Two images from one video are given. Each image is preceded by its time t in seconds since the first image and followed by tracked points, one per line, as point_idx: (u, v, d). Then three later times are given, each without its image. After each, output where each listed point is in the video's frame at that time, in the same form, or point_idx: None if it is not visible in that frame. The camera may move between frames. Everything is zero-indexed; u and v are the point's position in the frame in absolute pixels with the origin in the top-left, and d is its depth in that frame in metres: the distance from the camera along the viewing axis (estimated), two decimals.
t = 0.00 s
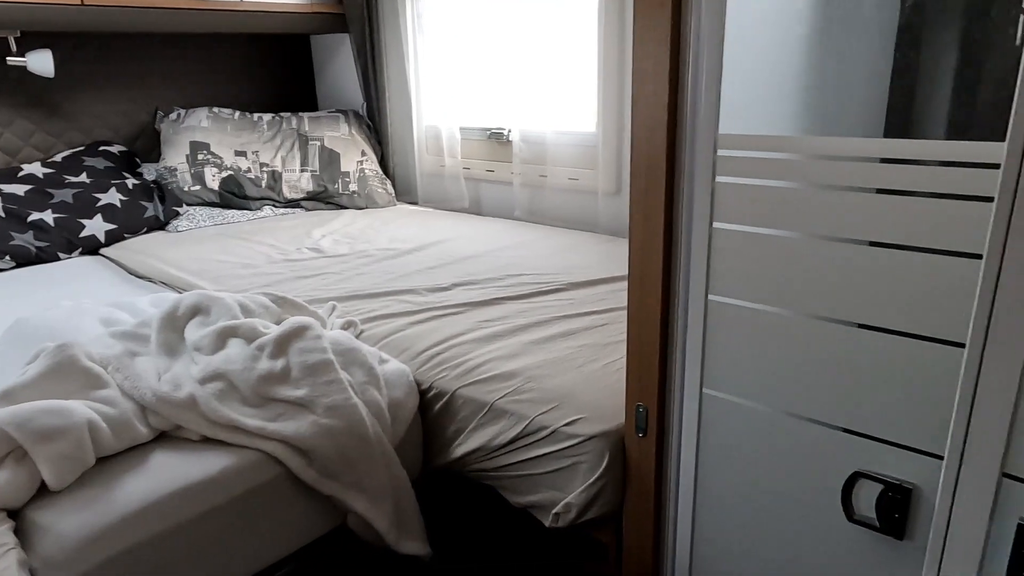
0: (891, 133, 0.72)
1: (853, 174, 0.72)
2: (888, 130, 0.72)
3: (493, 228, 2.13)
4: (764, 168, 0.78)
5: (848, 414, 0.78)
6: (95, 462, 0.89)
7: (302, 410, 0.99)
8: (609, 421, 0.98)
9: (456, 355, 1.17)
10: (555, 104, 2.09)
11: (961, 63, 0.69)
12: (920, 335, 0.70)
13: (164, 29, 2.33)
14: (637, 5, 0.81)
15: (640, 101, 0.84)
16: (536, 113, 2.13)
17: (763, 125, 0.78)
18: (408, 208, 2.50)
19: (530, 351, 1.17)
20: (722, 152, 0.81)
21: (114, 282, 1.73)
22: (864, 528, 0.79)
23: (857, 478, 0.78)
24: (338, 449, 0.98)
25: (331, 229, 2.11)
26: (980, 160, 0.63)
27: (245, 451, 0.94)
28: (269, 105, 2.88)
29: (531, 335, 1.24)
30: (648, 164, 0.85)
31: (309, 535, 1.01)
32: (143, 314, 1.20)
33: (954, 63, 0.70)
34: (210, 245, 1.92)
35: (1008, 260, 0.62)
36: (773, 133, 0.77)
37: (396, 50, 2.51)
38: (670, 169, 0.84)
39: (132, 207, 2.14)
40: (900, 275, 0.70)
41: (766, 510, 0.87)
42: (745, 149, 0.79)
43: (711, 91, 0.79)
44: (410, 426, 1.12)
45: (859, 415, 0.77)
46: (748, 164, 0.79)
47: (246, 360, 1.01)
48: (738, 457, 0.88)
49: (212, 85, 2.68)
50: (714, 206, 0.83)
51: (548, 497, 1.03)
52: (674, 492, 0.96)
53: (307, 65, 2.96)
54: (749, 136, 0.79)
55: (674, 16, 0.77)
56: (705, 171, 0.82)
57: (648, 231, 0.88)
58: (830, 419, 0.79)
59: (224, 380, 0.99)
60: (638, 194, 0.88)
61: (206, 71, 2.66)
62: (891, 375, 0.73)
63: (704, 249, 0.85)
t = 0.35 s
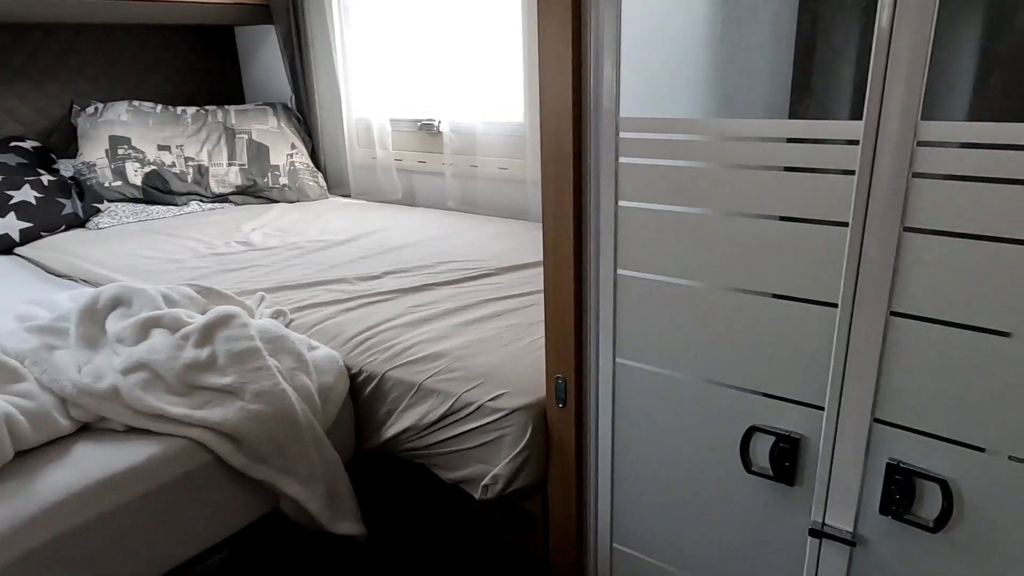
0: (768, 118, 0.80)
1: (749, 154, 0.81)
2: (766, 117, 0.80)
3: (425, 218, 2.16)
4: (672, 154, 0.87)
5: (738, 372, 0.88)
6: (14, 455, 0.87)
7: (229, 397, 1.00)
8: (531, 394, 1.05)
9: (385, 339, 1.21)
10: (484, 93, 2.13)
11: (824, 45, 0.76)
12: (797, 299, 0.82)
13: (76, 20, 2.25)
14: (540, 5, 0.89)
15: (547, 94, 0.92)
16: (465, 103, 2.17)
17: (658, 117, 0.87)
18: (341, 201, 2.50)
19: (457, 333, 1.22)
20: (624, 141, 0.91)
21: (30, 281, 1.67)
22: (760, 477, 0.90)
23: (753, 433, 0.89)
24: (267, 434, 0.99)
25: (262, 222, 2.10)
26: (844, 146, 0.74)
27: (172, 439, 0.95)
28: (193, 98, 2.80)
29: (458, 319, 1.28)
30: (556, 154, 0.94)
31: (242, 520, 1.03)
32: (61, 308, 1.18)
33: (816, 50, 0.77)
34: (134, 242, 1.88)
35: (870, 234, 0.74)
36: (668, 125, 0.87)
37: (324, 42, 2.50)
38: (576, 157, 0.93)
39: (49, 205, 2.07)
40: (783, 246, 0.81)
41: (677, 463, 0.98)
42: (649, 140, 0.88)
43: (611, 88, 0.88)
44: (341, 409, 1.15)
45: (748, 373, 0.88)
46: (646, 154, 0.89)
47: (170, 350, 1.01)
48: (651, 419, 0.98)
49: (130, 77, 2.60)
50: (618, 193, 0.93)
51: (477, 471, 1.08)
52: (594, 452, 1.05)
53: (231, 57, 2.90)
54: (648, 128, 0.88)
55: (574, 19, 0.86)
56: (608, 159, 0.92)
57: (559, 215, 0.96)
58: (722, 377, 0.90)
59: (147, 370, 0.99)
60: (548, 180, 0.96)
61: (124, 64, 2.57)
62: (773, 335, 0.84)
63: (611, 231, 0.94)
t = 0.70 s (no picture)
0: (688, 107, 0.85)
1: (672, 141, 0.86)
2: (686, 106, 0.86)
3: (370, 213, 2.17)
4: (602, 141, 0.92)
5: (667, 349, 0.95)
6: None
7: (170, 391, 0.99)
8: (474, 379, 1.10)
9: (329, 331, 1.24)
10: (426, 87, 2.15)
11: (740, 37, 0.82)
12: (718, 278, 0.88)
13: None
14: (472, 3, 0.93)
15: (481, 88, 0.96)
16: (408, 96, 2.18)
17: (587, 108, 0.92)
18: (284, 197, 2.47)
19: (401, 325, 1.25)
20: (555, 133, 0.95)
21: None
22: (693, 447, 0.96)
23: (685, 405, 0.95)
24: (212, 427, 0.99)
25: (202, 220, 2.06)
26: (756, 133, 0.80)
27: (112, 436, 0.94)
28: (126, 94, 2.72)
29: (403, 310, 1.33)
30: (491, 146, 0.98)
31: (188, 515, 1.02)
32: None
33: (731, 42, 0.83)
34: (67, 242, 1.82)
35: (782, 215, 0.81)
36: (596, 114, 0.92)
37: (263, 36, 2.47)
38: (510, 148, 0.97)
39: None
40: (704, 229, 0.87)
41: (614, 437, 1.04)
42: (580, 130, 0.93)
43: (542, 83, 0.93)
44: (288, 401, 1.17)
45: (677, 349, 0.94)
46: (576, 144, 0.94)
47: (108, 346, 1.01)
48: (591, 397, 1.04)
49: (58, 72, 2.50)
50: (551, 182, 0.97)
51: (424, 457, 1.11)
52: (537, 431, 1.10)
53: (166, 52, 2.83)
54: (578, 119, 0.93)
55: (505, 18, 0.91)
56: (541, 150, 0.96)
57: (496, 205, 1.01)
58: (653, 354, 0.96)
59: (84, 367, 0.98)
60: (485, 171, 1.00)
61: (50, 58, 2.48)
62: (698, 313, 0.91)
63: (546, 219, 0.99)
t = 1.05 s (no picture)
0: (626, 100, 0.87)
1: (611, 133, 0.88)
2: (624, 99, 0.88)
3: (314, 214, 2.13)
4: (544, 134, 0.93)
5: (612, 338, 0.97)
6: None
7: (107, 399, 0.96)
8: (423, 376, 1.10)
9: (274, 332, 1.22)
10: (368, 84, 2.13)
11: (675, 33, 0.86)
12: (659, 266, 0.90)
13: None
14: None
15: (422, 84, 0.96)
16: (349, 94, 2.16)
17: (527, 102, 0.93)
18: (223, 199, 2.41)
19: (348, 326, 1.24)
20: (497, 128, 0.96)
21: None
22: (639, 433, 0.98)
23: (630, 392, 0.97)
24: (152, 435, 0.96)
25: (137, 224, 1.99)
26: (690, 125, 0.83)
27: (44, 448, 0.90)
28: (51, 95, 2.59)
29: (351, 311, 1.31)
30: (434, 143, 0.98)
31: (130, 527, 0.99)
32: None
33: (667, 37, 0.87)
34: None
35: (718, 204, 0.84)
36: (536, 108, 0.93)
37: (197, 33, 2.40)
38: (453, 145, 0.97)
39: None
40: (644, 219, 0.89)
41: (563, 426, 1.05)
42: (522, 124, 0.94)
43: (483, 79, 0.94)
44: (233, 405, 1.15)
45: (621, 338, 0.96)
46: (517, 138, 0.95)
47: (38, 355, 0.98)
48: (540, 389, 1.05)
49: None
50: (494, 177, 0.98)
51: (375, 456, 1.11)
52: (488, 425, 1.11)
53: (94, 51, 2.71)
54: (519, 113, 0.94)
55: (443, 14, 0.91)
56: (483, 145, 0.97)
57: (440, 202, 1.01)
58: (599, 344, 0.98)
59: (13, 378, 0.95)
60: (428, 167, 1.00)
61: None
62: (640, 302, 0.93)
63: (491, 214, 1.00)
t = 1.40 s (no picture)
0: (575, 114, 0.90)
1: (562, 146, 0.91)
2: (573, 111, 0.90)
3: (260, 222, 2.09)
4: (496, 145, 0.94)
5: (566, 342, 0.99)
6: None
7: (52, 422, 0.94)
8: (380, 386, 1.10)
9: (225, 347, 1.21)
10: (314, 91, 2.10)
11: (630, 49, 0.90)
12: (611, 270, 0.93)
13: None
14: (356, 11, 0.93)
15: (371, 94, 0.97)
16: (294, 101, 2.13)
17: (477, 115, 0.95)
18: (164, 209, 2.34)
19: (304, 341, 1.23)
20: (447, 139, 0.97)
21: None
22: (595, 434, 1.01)
23: (585, 394, 1.00)
24: (100, 457, 0.94)
25: (72, 237, 1.91)
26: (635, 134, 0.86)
27: None
28: None
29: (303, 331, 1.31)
30: (386, 152, 0.99)
31: (79, 553, 0.96)
32: None
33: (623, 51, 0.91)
34: None
35: (662, 210, 0.87)
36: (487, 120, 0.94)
37: (131, 40, 2.33)
38: (405, 156, 0.98)
39: None
40: (594, 226, 0.92)
41: (520, 430, 1.07)
42: (475, 134, 0.95)
43: (431, 81, 0.94)
44: (184, 422, 1.13)
45: (574, 340, 0.99)
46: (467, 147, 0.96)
47: None
48: (496, 393, 1.07)
49: None
50: (445, 187, 0.99)
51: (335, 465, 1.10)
52: (446, 431, 1.12)
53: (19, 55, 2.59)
54: (473, 121, 0.95)
55: (391, 25, 0.92)
56: (435, 156, 0.98)
57: (392, 212, 1.02)
58: (553, 348, 1.00)
59: None
60: (381, 177, 1.01)
61: None
62: (593, 306, 0.96)
63: (443, 222, 1.01)
